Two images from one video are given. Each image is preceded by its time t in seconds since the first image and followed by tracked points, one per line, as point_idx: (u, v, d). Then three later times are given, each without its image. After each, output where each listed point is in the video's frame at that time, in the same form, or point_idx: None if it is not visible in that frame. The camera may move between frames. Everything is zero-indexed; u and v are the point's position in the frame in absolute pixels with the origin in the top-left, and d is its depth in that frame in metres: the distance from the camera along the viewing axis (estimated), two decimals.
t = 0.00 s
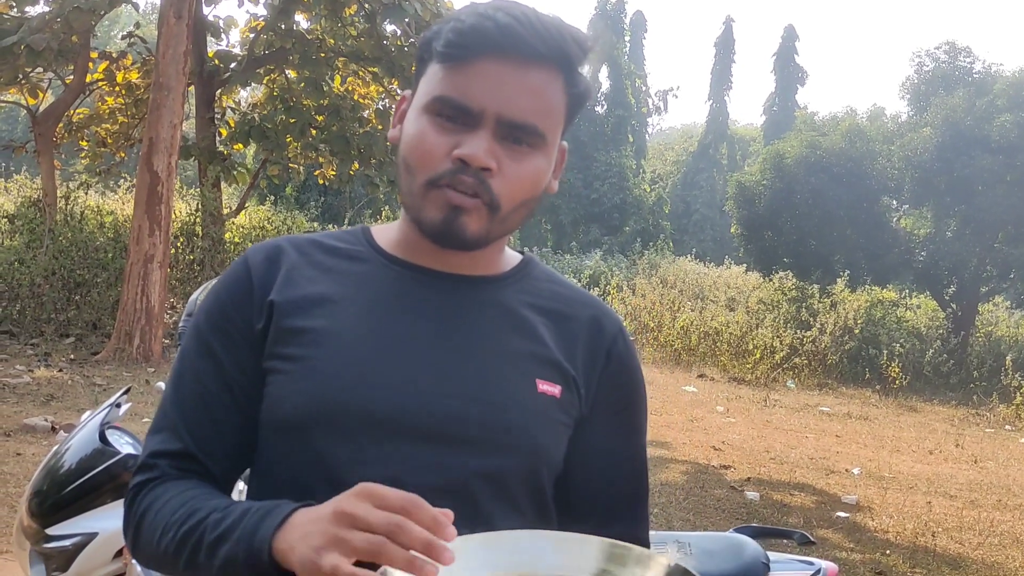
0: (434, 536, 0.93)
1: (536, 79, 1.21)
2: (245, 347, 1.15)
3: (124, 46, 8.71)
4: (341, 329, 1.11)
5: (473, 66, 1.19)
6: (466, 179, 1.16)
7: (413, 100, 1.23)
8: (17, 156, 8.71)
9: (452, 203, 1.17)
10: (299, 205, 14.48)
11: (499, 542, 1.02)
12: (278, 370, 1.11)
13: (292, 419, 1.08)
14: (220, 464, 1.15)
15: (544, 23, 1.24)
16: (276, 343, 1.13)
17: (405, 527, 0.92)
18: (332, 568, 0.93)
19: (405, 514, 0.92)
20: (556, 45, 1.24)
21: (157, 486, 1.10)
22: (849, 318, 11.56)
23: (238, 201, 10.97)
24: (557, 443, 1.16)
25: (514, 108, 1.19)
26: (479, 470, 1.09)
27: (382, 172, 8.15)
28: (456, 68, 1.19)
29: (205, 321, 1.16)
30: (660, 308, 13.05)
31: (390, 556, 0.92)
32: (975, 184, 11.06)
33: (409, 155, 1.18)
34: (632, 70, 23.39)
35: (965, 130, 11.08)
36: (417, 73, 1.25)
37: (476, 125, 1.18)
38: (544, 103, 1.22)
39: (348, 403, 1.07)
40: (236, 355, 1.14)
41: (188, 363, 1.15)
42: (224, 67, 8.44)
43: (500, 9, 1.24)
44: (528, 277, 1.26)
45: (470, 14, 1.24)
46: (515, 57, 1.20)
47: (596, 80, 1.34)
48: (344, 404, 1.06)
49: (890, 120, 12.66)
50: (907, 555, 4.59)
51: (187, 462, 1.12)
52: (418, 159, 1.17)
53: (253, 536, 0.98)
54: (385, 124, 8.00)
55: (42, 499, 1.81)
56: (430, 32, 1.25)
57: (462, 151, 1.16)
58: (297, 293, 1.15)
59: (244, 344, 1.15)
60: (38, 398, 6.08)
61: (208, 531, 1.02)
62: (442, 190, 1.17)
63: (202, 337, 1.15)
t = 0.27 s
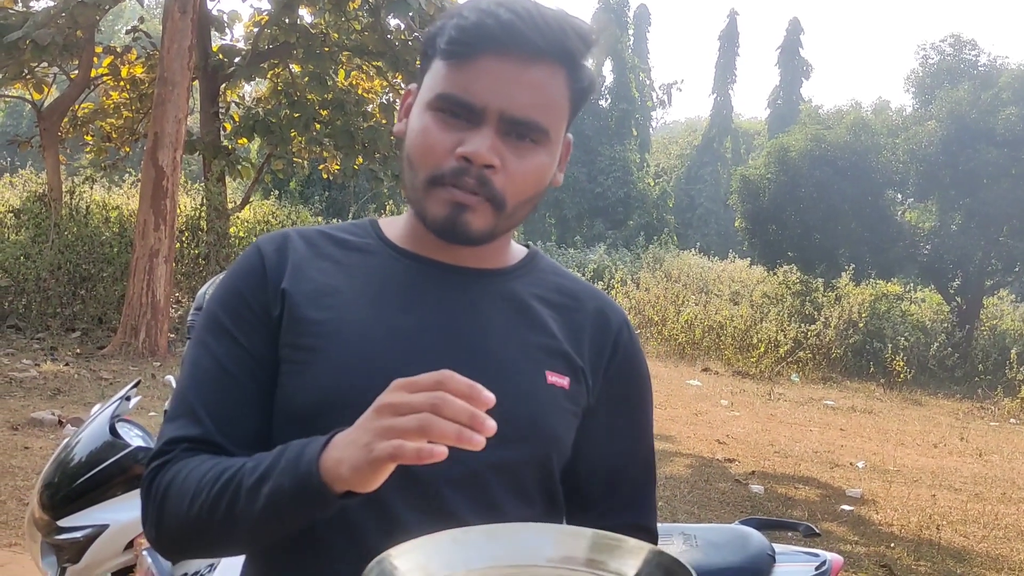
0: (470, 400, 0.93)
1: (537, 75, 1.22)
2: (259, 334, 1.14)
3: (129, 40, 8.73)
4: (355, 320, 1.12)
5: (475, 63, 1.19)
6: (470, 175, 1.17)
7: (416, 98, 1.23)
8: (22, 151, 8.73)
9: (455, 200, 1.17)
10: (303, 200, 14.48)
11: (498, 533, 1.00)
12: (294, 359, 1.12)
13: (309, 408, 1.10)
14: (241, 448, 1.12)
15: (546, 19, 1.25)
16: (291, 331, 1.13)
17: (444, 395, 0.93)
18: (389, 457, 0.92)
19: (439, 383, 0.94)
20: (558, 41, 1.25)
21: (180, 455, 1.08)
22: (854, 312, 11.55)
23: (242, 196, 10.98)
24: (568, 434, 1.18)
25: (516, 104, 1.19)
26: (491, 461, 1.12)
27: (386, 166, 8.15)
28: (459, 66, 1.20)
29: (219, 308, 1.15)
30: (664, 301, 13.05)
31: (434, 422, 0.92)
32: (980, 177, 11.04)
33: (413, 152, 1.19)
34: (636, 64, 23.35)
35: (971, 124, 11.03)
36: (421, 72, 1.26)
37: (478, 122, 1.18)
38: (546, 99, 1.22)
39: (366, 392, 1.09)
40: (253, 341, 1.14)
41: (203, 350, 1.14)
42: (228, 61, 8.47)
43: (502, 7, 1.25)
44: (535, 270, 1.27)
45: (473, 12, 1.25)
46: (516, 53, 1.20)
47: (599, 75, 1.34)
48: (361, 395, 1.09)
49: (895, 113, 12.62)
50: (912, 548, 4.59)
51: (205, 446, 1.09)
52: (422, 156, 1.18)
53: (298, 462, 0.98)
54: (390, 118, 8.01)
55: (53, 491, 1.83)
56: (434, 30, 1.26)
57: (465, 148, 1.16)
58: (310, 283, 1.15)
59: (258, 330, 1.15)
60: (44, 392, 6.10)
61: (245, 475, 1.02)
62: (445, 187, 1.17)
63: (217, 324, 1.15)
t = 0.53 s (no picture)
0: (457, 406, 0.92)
1: (552, 70, 1.22)
2: (270, 330, 1.15)
3: (134, 35, 8.73)
4: (366, 314, 1.13)
5: (490, 56, 1.19)
6: (481, 168, 1.16)
7: (431, 89, 1.23)
8: (28, 145, 8.74)
9: (466, 192, 1.17)
10: (309, 194, 14.49)
11: (507, 526, 1.01)
12: (305, 353, 1.12)
13: (319, 401, 1.10)
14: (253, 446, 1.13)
15: (561, 14, 1.24)
16: (302, 326, 1.13)
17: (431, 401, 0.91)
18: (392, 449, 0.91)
19: (426, 385, 0.91)
20: (573, 36, 1.24)
21: (189, 451, 1.09)
22: (860, 306, 11.53)
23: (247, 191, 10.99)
24: (578, 426, 1.18)
25: (530, 98, 1.19)
26: (501, 453, 1.11)
27: (392, 160, 8.16)
28: (474, 59, 1.19)
29: (230, 305, 1.16)
30: (669, 296, 13.02)
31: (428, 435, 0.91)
32: (987, 170, 11.02)
33: (426, 143, 1.19)
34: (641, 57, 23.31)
35: (977, 117, 10.97)
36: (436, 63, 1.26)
37: (491, 116, 1.18)
38: (558, 94, 1.22)
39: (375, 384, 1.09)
40: (263, 337, 1.14)
41: (214, 346, 1.14)
42: (233, 55, 8.48)
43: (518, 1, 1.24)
44: (545, 262, 1.27)
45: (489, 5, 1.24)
46: (531, 48, 1.20)
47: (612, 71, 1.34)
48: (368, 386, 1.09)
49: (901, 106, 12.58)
50: (919, 541, 4.60)
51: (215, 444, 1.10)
52: (434, 147, 1.18)
53: (300, 449, 0.97)
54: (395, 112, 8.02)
55: (63, 484, 1.83)
56: (449, 22, 1.26)
57: (478, 141, 1.16)
58: (321, 278, 1.16)
59: (270, 327, 1.15)
60: (51, 386, 6.13)
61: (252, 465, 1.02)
62: (456, 179, 1.17)
63: (229, 318, 1.15)
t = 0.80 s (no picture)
0: (429, 378, 0.93)
1: (572, 87, 1.19)
2: (284, 331, 1.17)
3: (144, 31, 8.75)
4: (379, 312, 1.13)
5: (510, 69, 1.17)
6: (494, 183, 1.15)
7: (450, 97, 1.21)
8: (38, 142, 8.77)
9: (479, 205, 1.16)
10: (317, 190, 14.50)
11: (518, 523, 1.00)
12: (319, 351, 1.13)
13: (330, 399, 1.11)
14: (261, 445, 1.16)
15: (586, 27, 1.21)
16: (316, 326, 1.15)
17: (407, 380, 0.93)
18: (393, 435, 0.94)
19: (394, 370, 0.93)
20: (596, 50, 1.21)
21: (193, 452, 1.12)
22: (869, 302, 11.48)
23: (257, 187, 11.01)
24: (592, 423, 1.17)
25: (548, 114, 1.17)
26: (512, 449, 1.12)
27: (401, 157, 8.17)
28: (494, 72, 1.17)
29: (246, 306, 1.18)
30: (678, 292, 13.01)
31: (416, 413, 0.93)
32: (997, 166, 10.99)
33: (441, 153, 1.17)
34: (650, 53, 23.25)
35: (988, 112, 10.92)
36: (457, 69, 1.24)
37: (508, 131, 1.16)
38: (577, 109, 1.20)
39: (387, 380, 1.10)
40: (275, 339, 1.16)
41: (231, 346, 1.17)
42: (242, 52, 8.39)
43: (544, 11, 1.21)
44: (562, 262, 1.26)
45: (514, 12, 1.21)
46: (553, 65, 1.18)
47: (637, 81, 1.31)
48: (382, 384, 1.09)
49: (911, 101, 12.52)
50: (928, 538, 4.59)
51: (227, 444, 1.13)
52: (448, 159, 1.17)
53: (298, 457, 1.00)
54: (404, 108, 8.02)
55: (77, 478, 1.84)
56: (473, 27, 1.23)
57: (492, 157, 1.14)
58: (334, 278, 1.17)
59: (284, 329, 1.17)
60: (62, 381, 6.16)
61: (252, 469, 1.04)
62: (469, 191, 1.16)
63: (244, 321, 1.17)
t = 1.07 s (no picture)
0: (446, 426, 0.93)
1: (583, 75, 1.19)
2: (297, 329, 1.18)
3: (155, 28, 8.78)
4: (390, 307, 1.14)
5: (520, 60, 1.17)
6: (508, 175, 1.15)
7: (461, 90, 1.21)
8: (51, 139, 8.81)
9: (492, 199, 1.16)
10: (328, 186, 14.53)
11: (530, 520, 0.99)
12: (332, 344, 1.14)
13: (344, 393, 1.12)
14: (277, 443, 1.19)
15: (595, 16, 1.21)
16: (329, 322, 1.16)
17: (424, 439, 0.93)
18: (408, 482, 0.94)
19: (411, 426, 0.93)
20: (606, 38, 1.21)
21: (215, 451, 1.17)
22: (881, 298, 11.43)
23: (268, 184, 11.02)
24: (605, 416, 1.16)
25: (559, 104, 1.17)
26: (521, 444, 1.11)
27: (412, 153, 8.18)
28: (505, 63, 1.17)
29: (261, 306, 1.20)
30: (689, 288, 12.99)
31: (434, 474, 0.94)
32: (1011, 162, 10.96)
33: (454, 147, 1.17)
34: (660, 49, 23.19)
35: (1002, 106, 10.87)
36: (467, 62, 1.24)
37: (520, 122, 1.16)
38: (590, 99, 1.19)
39: (397, 377, 1.10)
40: (287, 338, 1.18)
41: (247, 348, 1.20)
42: (254, 48, 8.44)
43: (553, 1, 1.21)
44: (577, 254, 1.26)
45: (524, 3, 1.21)
46: (564, 53, 1.17)
47: (649, 67, 1.31)
48: (392, 380, 1.10)
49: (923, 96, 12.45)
50: (942, 534, 4.58)
51: (245, 443, 1.17)
52: (462, 151, 1.17)
53: (318, 495, 1.02)
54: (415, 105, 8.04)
55: (92, 472, 1.86)
56: (483, 18, 1.23)
57: (504, 148, 1.14)
58: (346, 274, 1.17)
59: (298, 326, 1.18)
60: (76, 377, 6.20)
61: (269, 491, 1.08)
62: (483, 184, 1.16)
63: (261, 322, 1.19)
